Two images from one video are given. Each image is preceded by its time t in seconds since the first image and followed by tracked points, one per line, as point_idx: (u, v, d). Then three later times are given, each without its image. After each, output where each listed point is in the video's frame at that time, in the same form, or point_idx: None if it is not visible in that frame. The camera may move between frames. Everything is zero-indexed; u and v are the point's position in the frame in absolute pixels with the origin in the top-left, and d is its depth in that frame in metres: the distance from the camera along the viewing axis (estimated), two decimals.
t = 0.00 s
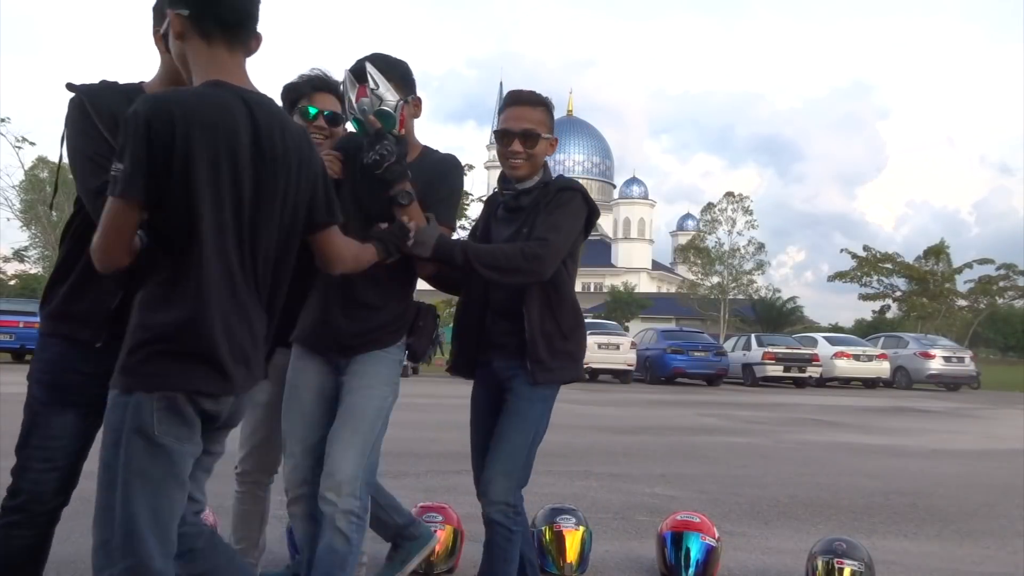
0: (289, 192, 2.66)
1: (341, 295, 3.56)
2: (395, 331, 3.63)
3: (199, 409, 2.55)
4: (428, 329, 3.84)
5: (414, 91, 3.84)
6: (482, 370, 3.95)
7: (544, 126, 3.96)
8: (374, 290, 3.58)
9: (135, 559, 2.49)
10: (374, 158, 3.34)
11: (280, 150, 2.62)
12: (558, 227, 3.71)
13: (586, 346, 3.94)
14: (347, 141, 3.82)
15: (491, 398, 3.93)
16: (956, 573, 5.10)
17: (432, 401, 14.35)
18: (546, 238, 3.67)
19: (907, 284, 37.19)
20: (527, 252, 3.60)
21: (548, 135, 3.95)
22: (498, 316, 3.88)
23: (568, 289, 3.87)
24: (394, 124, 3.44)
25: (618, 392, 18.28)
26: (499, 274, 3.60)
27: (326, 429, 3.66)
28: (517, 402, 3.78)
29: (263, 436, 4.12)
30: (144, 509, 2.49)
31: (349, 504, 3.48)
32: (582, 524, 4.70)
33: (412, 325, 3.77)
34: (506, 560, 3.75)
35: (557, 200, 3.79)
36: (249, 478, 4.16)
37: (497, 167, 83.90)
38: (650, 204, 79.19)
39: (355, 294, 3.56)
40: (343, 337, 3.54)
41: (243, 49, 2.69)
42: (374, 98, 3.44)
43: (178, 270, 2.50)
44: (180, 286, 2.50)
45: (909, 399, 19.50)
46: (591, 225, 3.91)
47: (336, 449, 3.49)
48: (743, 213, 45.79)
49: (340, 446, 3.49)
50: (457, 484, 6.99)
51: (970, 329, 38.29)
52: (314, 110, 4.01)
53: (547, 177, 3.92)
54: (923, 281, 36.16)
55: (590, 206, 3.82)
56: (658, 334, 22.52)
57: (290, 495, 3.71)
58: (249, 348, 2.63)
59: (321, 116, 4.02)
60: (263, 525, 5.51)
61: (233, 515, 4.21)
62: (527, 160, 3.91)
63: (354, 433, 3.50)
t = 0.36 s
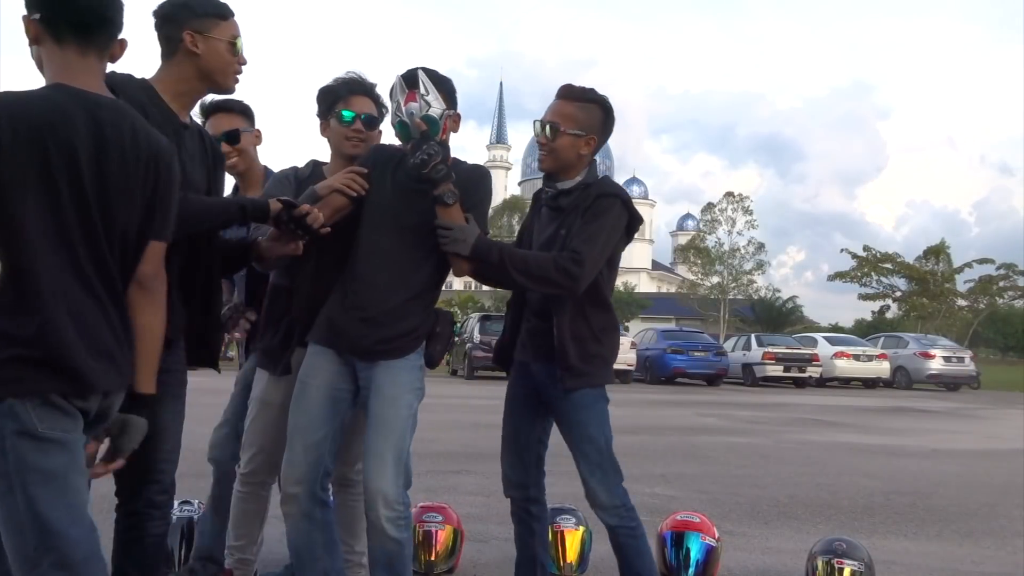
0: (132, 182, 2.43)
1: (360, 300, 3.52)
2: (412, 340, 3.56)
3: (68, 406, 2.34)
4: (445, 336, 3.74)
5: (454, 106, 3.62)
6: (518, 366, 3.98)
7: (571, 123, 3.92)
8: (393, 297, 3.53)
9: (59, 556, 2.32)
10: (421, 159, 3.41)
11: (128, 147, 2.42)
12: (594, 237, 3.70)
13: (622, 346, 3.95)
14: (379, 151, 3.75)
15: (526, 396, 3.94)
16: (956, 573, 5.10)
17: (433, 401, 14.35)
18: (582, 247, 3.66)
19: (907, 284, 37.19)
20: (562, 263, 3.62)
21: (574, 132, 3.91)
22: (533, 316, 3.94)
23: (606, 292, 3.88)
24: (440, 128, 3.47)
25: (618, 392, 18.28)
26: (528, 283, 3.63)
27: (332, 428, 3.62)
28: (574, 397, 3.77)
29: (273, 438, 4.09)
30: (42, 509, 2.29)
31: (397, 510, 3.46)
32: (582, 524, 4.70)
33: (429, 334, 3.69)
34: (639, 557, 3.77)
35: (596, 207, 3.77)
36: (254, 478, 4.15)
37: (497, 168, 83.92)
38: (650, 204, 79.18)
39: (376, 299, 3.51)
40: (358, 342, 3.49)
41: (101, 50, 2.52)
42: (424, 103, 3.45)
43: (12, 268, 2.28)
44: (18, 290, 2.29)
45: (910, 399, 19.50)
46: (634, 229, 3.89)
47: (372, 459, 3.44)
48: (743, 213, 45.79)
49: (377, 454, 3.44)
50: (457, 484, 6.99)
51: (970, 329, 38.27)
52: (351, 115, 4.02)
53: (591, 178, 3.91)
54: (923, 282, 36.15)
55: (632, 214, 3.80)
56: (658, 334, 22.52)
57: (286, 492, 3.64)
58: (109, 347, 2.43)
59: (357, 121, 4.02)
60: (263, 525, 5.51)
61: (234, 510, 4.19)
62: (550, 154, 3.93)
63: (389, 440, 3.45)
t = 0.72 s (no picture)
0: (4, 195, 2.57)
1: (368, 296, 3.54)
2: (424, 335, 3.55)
3: None
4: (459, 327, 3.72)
5: (456, 99, 3.60)
6: (578, 366, 3.99)
7: (584, 132, 3.82)
8: (398, 293, 3.52)
9: None
10: (422, 163, 3.40)
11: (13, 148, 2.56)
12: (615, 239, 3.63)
13: (679, 347, 3.87)
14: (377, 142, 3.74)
15: (584, 396, 3.95)
16: (956, 573, 5.09)
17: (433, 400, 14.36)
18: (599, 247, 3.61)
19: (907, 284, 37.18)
20: (574, 267, 3.61)
21: (589, 140, 3.81)
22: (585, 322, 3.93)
23: (652, 293, 3.81)
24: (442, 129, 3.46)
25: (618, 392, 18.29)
26: (540, 285, 3.65)
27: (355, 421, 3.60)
28: (632, 404, 3.76)
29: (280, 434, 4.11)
30: None
31: (409, 502, 3.46)
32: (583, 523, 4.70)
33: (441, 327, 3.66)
34: (663, 563, 3.76)
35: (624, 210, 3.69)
36: (262, 479, 4.15)
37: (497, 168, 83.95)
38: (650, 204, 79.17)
39: (383, 294, 3.52)
40: (359, 337, 3.51)
41: (11, 50, 2.67)
42: (425, 104, 3.42)
43: None
44: None
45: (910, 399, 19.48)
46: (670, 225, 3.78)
47: (389, 453, 3.45)
48: (743, 213, 45.79)
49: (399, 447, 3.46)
50: (458, 484, 6.99)
51: (970, 329, 38.28)
52: (339, 113, 4.07)
53: (623, 180, 3.80)
54: (923, 282, 36.15)
55: (658, 213, 3.70)
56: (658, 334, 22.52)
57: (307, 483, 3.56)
58: None
59: (346, 119, 4.08)
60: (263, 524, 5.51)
61: (239, 512, 4.17)
62: (572, 163, 3.88)
63: (403, 433, 3.46)
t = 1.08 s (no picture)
0: None
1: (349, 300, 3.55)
2: (408, 334, 3.59)
3: None
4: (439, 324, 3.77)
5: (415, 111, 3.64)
6: (566, 364, 3.99)
7: (550, 137, 3.78)
8: (380, 296, 3.53)
9: None
10: (386, 192, 3.41)
11: None
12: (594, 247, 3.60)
13: (668, 346, 3.85)
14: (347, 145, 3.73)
15: (573, 394, 3.94)
16: (956, 573, 5.09)
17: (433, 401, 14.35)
18: (575, 254, 3.60)
19: (907, 284, 37.17)
20: (549, 276, 3.62)
21: (554, 146, 3.78)
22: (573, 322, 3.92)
23: (638, 294, 3.79)
24: (399, 155, 3.51)
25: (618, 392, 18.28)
26: (518, 293, 3.66)
27: (341, 419, 3.62)
28: (626, 405, 3.76)
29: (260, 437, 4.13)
30: None
31: (401, 497, 3.49)
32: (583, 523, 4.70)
33: (424, 325, 3.70)
34: (660, 562, 3.75)
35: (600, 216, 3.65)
36: (248, 477, 4.17)
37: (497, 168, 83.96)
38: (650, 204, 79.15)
39: (366, 298, 3.53)
40: (344, 338, 3.53)
41: None
42: (379, 139, 3.47)
43: None
44: None
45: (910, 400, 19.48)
46: (648, 227, 3.75)
47: (378, 450, 3.48)
48: (743, 213, 45.79)
49: (384, 447, 3.48)
50: (458, 484, 6.99)
51: (970, 329, 38.27)
52: (296, 125, 4.04)
53: (594, 187, 3.77)
54: (923, 282, 36.15)
55: (632, 218, 3.65)
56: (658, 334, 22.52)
57: (292, 482, 3.55)
58: None
59: (304, 129, 4.04)
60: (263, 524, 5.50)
61: (227, 513, 4.19)
62: (540, 172, 3.85)
63: (390, 431, 3.49)
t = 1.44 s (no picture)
0: None
1: (316, 301, 3.56)
2: (382, 331, 3.59)
3: None
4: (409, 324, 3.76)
5: (381, 112, 3.62)
6: (532, 368, 3.95)
7: (515, 125, 3.83)
8: (348, 295, 3.54)
9: None
10: (345, 189, 3.41)
11: None
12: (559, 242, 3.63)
13: (632, 338, 3.87)
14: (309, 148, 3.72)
15: (545, 395, 3.91)
16: (956, 573, 5.09)
17: (433, 401, 14.34)
18: (538, 250, 3.60)
19: (907, 284, 37.16)
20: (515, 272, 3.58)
21: (519, 134, 3.82)
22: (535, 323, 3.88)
23: (600, 287, 3.80)
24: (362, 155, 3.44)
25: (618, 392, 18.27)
26: (484, 294, 3.61)
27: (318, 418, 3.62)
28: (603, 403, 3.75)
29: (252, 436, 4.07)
30: None
31: (388, 492, 3.50)
32: (582, 524, 4.69)
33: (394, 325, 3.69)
34: (647, 550, 3.76)
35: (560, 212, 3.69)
36: (242, 477, 4.13)
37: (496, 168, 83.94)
38: (650, 204, 79.16)
39: (334, 298, 3.53)
40: (316, 339, 3.53)
41: None
42: (341, 135, 3.39)
43: None
44: None
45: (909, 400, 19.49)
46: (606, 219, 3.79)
47: (360, 447, 3.49)
48: (743, 213, 45.78)
49: (365, 445, 3.49)
50: (458, 484, 6.99)
51: (970, 329, 38.26)
52: (272, 126, 3.96)
53: (551, 182, 3.82)
54: (923, 281, 36.16)
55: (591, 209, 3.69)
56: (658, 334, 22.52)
57: (276, 484, 3.56)
58: None
59: (278, 132, 3.95)
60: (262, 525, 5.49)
61: (223, 514, 4.20)
62: (500, 162, 3.87)
63: (371, 428, 3.50)
